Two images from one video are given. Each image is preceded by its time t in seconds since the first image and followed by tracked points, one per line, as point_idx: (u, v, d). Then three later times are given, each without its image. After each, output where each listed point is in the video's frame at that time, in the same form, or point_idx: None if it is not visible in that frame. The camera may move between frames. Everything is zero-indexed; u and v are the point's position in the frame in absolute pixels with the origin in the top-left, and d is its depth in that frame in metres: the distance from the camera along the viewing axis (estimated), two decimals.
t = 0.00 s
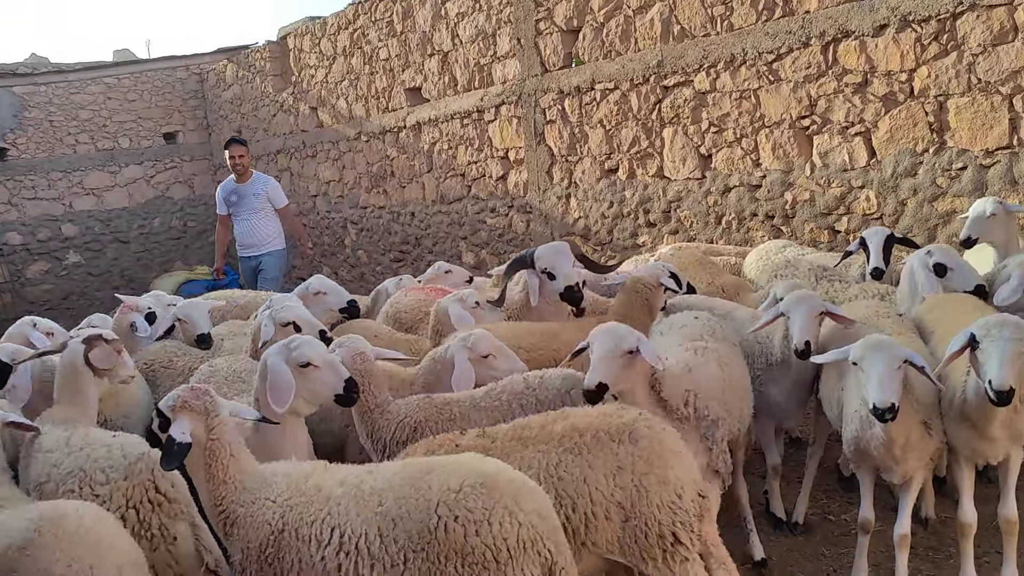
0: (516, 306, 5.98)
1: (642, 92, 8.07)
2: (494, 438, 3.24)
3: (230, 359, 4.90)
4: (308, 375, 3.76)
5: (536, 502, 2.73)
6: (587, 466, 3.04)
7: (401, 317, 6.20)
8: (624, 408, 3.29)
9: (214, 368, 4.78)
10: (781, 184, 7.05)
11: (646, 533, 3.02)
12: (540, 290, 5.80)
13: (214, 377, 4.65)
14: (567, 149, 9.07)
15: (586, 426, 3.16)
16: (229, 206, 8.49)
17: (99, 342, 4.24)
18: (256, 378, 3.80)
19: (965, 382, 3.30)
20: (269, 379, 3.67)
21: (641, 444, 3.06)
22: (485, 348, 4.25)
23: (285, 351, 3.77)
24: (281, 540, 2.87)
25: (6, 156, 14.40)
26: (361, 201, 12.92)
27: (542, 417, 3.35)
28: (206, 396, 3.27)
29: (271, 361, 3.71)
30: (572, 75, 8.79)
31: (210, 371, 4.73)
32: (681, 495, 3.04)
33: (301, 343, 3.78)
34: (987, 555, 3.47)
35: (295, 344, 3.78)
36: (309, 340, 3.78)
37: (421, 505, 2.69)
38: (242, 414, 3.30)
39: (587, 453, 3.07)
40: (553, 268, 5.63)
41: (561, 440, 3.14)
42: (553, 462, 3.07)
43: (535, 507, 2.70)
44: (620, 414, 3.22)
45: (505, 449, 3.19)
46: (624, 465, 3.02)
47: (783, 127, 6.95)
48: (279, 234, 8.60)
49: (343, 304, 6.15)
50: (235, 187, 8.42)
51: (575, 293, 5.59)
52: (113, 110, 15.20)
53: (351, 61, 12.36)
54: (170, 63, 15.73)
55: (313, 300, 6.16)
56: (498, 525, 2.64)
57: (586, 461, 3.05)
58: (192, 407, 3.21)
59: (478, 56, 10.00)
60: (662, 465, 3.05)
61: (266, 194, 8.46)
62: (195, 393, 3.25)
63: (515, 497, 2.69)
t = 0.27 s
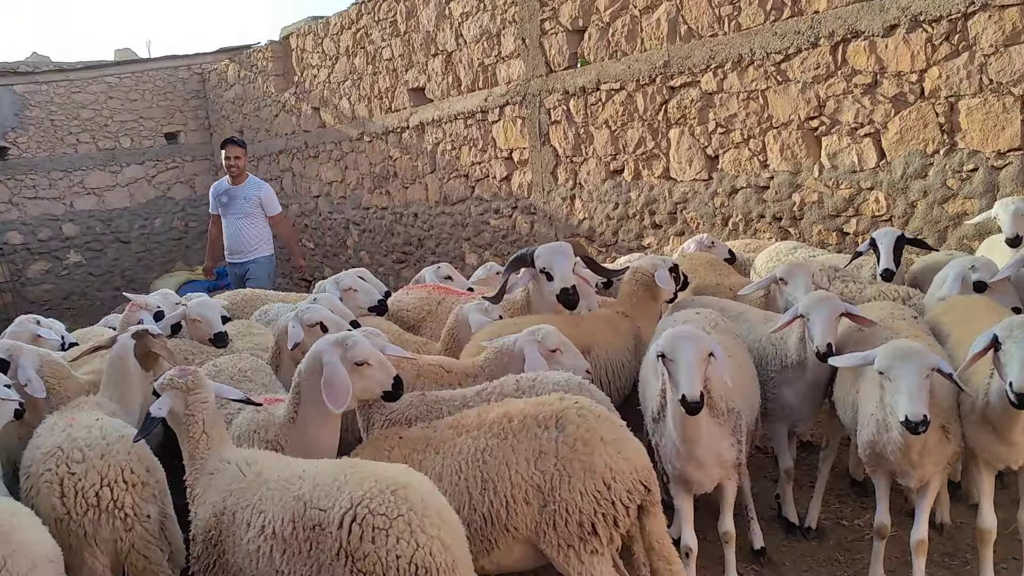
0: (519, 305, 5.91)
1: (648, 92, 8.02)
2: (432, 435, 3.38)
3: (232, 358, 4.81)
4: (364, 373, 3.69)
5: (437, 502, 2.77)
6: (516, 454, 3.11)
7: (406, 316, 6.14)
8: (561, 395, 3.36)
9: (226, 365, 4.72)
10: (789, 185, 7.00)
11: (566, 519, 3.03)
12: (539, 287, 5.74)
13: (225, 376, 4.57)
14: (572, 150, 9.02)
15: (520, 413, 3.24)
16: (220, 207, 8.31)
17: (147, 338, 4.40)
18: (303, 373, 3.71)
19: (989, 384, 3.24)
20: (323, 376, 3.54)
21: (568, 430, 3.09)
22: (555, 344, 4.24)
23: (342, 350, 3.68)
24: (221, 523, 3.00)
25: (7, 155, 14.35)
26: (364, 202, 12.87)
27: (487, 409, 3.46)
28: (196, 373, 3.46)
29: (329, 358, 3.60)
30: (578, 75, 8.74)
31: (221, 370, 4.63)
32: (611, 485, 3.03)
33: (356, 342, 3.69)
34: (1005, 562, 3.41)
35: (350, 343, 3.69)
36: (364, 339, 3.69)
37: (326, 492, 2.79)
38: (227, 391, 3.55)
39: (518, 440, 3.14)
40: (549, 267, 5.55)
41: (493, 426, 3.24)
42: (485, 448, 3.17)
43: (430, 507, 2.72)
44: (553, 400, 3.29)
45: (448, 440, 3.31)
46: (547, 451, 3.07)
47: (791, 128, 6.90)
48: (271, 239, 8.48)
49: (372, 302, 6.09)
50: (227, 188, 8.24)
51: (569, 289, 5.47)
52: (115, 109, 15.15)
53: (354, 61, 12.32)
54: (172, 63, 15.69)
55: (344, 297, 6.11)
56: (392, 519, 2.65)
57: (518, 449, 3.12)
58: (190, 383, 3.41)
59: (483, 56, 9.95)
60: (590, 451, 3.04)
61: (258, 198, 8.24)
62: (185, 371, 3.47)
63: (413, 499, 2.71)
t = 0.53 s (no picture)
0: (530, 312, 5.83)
1: (657, 99, 7.98)
2: (405, 461, 3.23)
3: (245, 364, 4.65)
4: (409, 375, 3.85)
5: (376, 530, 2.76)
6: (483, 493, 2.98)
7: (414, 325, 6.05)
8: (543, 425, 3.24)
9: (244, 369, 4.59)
10: (800, 194, 6.96)
11: (522, 563, 2.91)
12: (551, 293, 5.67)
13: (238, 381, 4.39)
14: (580, 156, 8.98)
15: (494, 446, 3.11)
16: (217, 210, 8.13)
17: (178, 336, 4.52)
18: (352, 385, 3.72)
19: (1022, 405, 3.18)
20: (372, 382, 3.62)
21: (538, 471, 2.96)
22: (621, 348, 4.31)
23: (387, 356, 3.81)
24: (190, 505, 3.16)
25: (11, 158, 14.29)
26: (368, 206, 12.83)
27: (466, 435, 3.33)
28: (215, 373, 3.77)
29: (376, 366, 3.69)
30: (586, 82, 8.70)
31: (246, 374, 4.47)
32: (577, 534, 2.89)
33: (397, 348, 3.83)
34: None
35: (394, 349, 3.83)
36: (405, 347, 3.83)
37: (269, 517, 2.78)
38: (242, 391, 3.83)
39: (489, 477, 3.01)
40: (568, 274, 5.51)
41: (466, 458, 3.11)
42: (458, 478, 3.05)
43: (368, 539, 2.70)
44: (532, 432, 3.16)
45: (423, 464, 3.18)
46: (512, 491, 2.95)
47: (802, 137, 6.86)
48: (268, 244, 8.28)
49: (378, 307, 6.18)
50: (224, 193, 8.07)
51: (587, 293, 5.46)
52: (119, 112, 15.12)
53: (360, 66, 12.28)
54: (177, 66, 15.66)
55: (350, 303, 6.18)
56: (322, 535, 2.66)
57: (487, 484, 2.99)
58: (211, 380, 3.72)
59: (490, 62, 9.91)
60: (557, 496, 2.91)
61: (256, 203, 8.06)
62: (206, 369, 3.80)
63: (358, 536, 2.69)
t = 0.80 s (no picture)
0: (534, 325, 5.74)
1: (657, 108, 7.96)
2: (364, 497, 3.02)
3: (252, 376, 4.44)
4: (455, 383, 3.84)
5: (351, 542, 2.69)
6: (448, 528, 2.77)
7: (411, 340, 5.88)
8: (508, 454, 3.03)
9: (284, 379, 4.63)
10: (802, 205, 6.95)
11: None
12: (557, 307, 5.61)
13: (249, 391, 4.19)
14: (579, 165, 8.95)
15: (457, 480, 2.90)
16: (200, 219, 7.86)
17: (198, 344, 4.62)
18: (401, 383, 3.77)
19: None
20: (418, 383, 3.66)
21: (507, 503, 2.76)
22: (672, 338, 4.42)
23: (436, 360, 3.80)
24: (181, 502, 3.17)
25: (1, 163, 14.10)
26: (363, 213, 12.76)
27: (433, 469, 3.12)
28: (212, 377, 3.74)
29: (427, 368, 3.73)
30: (586, 90, 8.67)
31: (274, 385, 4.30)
32: (554, 565, 2.69)
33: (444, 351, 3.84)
34: None
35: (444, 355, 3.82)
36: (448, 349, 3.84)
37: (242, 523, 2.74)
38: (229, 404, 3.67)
39: (455, 509, 2.81)
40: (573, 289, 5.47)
41: (425, 496, 2.89)
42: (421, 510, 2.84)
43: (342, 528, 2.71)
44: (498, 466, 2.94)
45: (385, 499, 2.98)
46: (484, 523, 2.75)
47: (804, 146, 6.85)
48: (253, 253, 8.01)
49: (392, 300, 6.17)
50: (209, 201, 7.82)
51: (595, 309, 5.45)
52: (111, 118, 15.00)
53: (356, 72, 12.22)
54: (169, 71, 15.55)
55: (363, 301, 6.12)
56: (295, 543, 2.59)
57: (456, 516, 2.78)
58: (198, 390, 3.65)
59: (488, 70, 9.88)
60: (529, 529, 2.70)
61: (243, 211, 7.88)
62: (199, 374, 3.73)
63: (324, 518, 2.71)
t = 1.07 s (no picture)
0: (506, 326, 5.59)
1: (632, 115, 7.97)
2: (327, 505, 2.84)
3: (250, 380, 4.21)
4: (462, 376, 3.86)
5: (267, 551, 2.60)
6: (402, 546, 2.56)
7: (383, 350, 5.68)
8: (469, 470, 2.77)
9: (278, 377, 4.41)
10: (776, 211, 6.99)
11: None
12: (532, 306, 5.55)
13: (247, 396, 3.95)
14: (554, 171, 8.93)
15: (413, 495, 2.66)
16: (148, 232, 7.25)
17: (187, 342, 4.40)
18: (415, 374, 3.91)
19: None
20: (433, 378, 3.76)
21: (460, 524, 2.53)
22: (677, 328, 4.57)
23: (445, 354, 3.90)
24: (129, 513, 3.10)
25: None
26: (335, 219, 12.64)
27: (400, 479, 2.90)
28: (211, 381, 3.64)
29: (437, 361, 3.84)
30: (560, 96, 8.66)
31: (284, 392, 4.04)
32: None
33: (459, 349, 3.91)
34: None
35: (454, 350, 3.91)
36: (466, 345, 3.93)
37: (168, 536, 2.69)
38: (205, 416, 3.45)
39: (409, 529, 2.58)
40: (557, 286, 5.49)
41: (382, 509, 2.66)
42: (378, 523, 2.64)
43: (268, 532, 2.66)
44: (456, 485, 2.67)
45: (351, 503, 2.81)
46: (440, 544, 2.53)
47: (779, 153, 6.89)
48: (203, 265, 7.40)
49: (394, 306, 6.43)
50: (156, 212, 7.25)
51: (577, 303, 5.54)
52: (77, 122, 14.73)
53: (328, 77, 12.12)
54: (137, 75, 15.32)
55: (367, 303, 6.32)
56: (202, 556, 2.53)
57: (412, 534, 2.57)
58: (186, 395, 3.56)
59: (462, 75, 9.84)
60: (482, 552, 2.49)
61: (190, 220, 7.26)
62: (195, 380, 3.62)
63: (257, 521, 2.68)
